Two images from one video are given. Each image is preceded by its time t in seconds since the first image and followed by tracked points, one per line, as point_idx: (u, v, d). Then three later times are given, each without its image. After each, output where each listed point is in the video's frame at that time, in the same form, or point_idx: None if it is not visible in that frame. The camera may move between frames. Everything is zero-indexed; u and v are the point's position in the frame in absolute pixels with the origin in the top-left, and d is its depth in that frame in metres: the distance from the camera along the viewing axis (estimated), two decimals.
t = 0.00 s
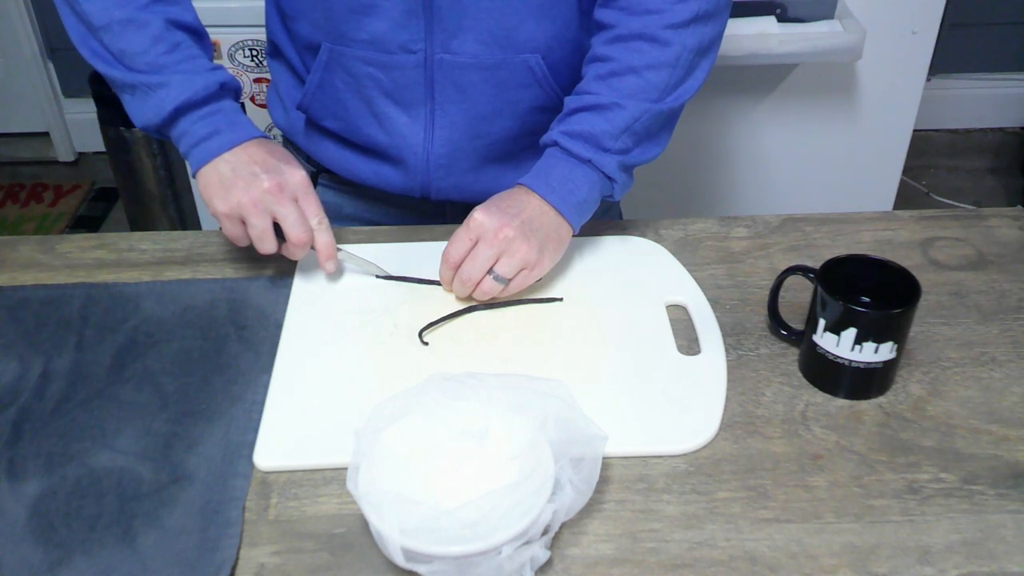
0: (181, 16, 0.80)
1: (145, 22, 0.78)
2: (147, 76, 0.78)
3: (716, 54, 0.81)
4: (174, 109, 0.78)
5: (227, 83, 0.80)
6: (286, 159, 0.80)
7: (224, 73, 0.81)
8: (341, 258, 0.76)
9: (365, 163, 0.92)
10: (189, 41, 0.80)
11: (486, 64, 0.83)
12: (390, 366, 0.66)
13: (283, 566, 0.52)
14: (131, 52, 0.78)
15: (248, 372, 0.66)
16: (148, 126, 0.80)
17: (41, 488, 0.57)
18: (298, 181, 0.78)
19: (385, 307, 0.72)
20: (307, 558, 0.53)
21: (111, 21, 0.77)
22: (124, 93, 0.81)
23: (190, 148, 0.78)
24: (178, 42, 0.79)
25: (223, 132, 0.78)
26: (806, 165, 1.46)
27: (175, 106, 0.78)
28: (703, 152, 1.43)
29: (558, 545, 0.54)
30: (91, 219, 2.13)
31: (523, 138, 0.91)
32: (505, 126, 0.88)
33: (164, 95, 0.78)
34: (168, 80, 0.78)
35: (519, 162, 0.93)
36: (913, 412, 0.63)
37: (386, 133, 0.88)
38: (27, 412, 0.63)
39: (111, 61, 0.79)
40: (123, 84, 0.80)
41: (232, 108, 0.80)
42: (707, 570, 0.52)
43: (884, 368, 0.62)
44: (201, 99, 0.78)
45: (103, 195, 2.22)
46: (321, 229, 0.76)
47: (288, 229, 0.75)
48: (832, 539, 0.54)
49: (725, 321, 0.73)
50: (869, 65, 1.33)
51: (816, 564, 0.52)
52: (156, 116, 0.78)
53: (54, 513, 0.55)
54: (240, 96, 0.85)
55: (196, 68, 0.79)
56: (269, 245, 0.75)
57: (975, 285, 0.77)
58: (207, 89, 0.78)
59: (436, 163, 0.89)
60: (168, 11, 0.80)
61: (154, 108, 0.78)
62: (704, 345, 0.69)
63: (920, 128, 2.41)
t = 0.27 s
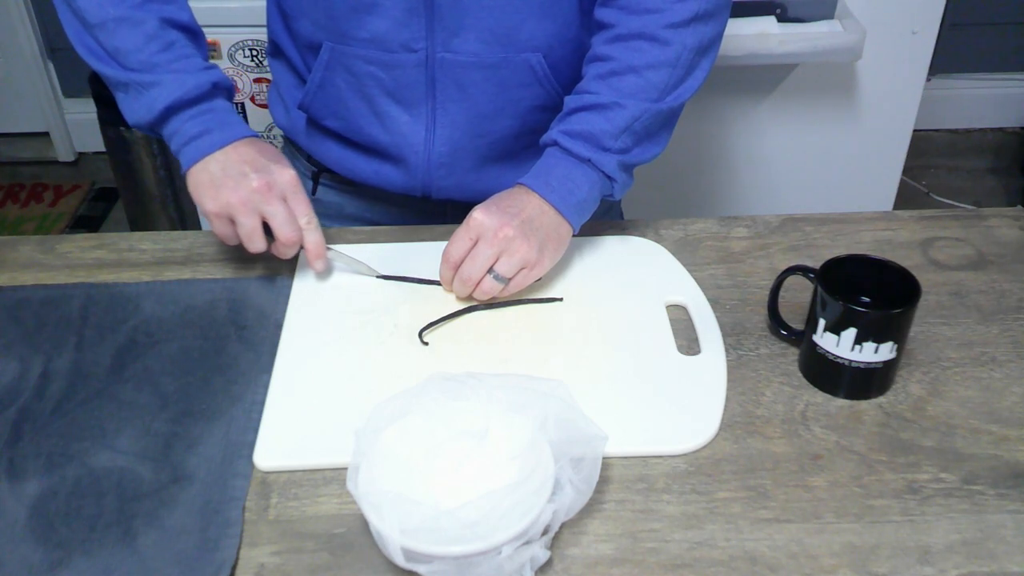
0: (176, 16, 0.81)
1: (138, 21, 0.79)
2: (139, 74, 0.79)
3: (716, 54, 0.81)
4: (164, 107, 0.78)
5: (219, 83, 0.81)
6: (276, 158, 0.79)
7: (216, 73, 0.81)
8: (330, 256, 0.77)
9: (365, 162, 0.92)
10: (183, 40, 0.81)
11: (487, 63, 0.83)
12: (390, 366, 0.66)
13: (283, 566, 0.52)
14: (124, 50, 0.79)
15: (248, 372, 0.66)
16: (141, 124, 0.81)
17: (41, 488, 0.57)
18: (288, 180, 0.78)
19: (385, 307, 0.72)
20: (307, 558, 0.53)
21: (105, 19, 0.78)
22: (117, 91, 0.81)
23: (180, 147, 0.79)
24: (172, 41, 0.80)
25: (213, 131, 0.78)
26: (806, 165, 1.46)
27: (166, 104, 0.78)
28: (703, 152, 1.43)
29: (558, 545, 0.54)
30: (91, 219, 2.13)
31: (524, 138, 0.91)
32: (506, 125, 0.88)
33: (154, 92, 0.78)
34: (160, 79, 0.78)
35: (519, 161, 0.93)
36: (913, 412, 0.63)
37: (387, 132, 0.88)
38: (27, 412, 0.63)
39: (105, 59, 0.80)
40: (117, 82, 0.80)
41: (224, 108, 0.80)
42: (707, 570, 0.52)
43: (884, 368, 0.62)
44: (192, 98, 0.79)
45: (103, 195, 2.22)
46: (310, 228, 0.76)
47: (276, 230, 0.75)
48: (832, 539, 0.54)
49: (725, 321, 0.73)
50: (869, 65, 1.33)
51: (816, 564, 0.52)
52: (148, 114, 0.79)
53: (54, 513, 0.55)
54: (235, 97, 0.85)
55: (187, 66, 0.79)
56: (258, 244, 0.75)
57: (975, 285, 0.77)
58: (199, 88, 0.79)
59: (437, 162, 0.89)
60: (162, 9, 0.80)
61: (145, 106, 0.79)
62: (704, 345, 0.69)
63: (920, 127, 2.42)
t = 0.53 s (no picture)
0: (166, 9, 0.81)
1: (127, 14, 0.79)
2: (127, 67, 0.79)
3: (716, 54, 0.81)
4: (150, 101, 0.79)
5: (206, 76, 0.81)
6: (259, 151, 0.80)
7: (204, 66, 0.81)
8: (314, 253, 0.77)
9: (367, 161, 0.91)
10: (171, 34, 0.81)
11: (489, 61, 0.84)
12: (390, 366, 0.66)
13: (283, 566, 0.52)
14: (113, 43, 0.79)
15: (248, 372, 0.66)
16: (129, 116, 0.82)
17: (40, 488, 0.57)
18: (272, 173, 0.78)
19: (385, 307, 0.72)
20: (306, 558, 0.53)
21: (94, 11, 0.79)
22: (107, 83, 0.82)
23: (166, 140, 0.79)
24: (160, 34, 0.80)
25: (198, 125, 0.79)
26: (806, 165, 1.46)
27: (152, 97, 0.79)
28: (703, 151, 1.43)
29: (558, 545, 0.54)
30: (90, 219, 2.13)
31: (525, 137, 0.91)
32: (507, 123, 0.88)
33: (141, 86, 0.79)
34: (146, 72, 0.79)
35: (520, 160, 0.93)
36: (913, 412, 0.63)
37: (388, 131, 0.88)
38: (27, 412, 0.63)
39: (94, 49, 0.81)
40: (105, 74, 0.81)
41: (210, 102, 0.81)
42: (707, 570, 0.52)
43: (884, 368, 0.62)
44: (178, 92, 0.79)
45: (103, 195, 2.21)
46: (292, 223, 0.76)
47: (258, 224, 0.75)
48: (832, 539, 0.54)
49: (725, 321, 0.73)
50: (869, 65, 1.33)
51: (816, 564, 0.52)
52: (134, 107, 0.79)
53: (54, 513, 0.55)
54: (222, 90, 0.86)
55: (175, 60, 0.80)
56: (239, 238, 0.76)
57: (975, 285, 0.77)
58: (184, 82, 0.79)
59: (439, 160, 0.89)
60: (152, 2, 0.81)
61: (131, 98, 0.80)
62: (704, 345, 0.69)
63: (920, 127, 2.41)
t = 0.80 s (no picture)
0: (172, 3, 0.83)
1: (134, 10, 0.82)
2: (139, 64, 0.84)
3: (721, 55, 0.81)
4: (158, 100, 0.84)
5: (202, 70, 0.83)
6: (247, 139, 0.81)
7: (205, 59, 0.83)
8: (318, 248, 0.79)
9: (372, 161, 0.92)
10: (178, 25, 0.83)
11: (496, 63, 0.84)
12: (390, 366, 0.66)
13: (283, 566, 0.52)
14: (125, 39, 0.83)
15: (248, 372, 0.66)
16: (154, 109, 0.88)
17: (40, 489, 0.57)
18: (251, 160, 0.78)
19: (385, 307, 0.72)
20: (307, 557, 0.53)
21: (107, 9, 0.82)
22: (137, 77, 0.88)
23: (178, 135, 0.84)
24: (164, 30, 0.82)
25: (196, 120, 0.82)
26: (806, 165, 1.46)
27: (158, 97, 0.83)
28: (704, 151, 1.43)
29: (558, 545, 0.53)
30: (90, 219, 2.13)
31: (528, 138, 0.91)
32: (512, 125, 0.88)
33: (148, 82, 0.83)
34: (151, 71, 0.83)
35: (523, 161, 0.93)
36: (913, 412, 0.63)
37: (393, 132, 0.88)
38: (27, 412, 0.63)
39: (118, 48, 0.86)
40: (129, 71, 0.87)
41: (210, 94, 0.83)
42: (707, 570, 0.52)
43: (884, 368, 0.62)
44: (179, 89, 0.82)
45: (102, 195, 2.21)
46: (258, 208, 0.75)
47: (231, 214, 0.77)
48: (832, 539, 0.54)
49: (725, 321, 0.73)
50: (869, 65, 1.33)
51: (816, 564, 0.52)
52: (149, 105, 0.85)
53: (54, 513, 0.55)
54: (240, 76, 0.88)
55: (175, 56, 0.82)
56: (222, 228, 0.77)
57: (975, 285, 0.77)
58: (182, 79, 0.82)
59: (444, 161, 0.89)
60: None
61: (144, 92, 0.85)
62: (704, 345, 0.69)
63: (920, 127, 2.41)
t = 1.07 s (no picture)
0: (220, 26, 0.84)
1: (183, 36, 0.84)
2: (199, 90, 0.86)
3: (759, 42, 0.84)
4: (213, 125, 0.86)
5: (241, 91, 0.82)
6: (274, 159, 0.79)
7: (245, 79, 0.83)
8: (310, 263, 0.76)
9: (377, 160, 0.92)
10: (226, 46, 0.84)
11: (502, 64, 0.83)
12: (390, 366, 0.66)
13: (283, 566, 0.52)
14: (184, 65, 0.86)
15: (248, 372, 0.66)
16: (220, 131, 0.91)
17: (40, 488, 0.57)
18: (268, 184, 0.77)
19: (385, 307, 0.72)
20: (307, 558, 0.53)
21: (166, 37, 0.85)
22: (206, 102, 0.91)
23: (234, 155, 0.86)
24: (213, 53, 0.83)
25: (239, 141, 0.82)
26: (806, 165, 1.46)
27: (213, 122, 0.85)
28: (704, 151, 1.43)
29: (558, 545, 0.54)
30: (90, 219, 2.13)
31: (534, 140, 0.91)
32: (517, 126, 0.88)
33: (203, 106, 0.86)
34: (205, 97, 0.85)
35: (528, 163, 0.93)
36: (913, 412, 0.63)
37: (400, 131, 0.88)
38: (27, 412, 0.63)
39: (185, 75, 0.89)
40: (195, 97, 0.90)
41: (255, 113, 0.83)
42: (707, 570, 0.52)
43: (884, 368, 0.62)
44: (229, 112, 0.84)
45: (102, 195, 2.21)
46: (269, 232, 0.75)
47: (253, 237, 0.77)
48: (832, 539, 0.54)
49: (725, 321, 0.73)
50: (869, 65, 1.33)
51: (816, 564, 0.52)
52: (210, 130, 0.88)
53: (54, 513, 0.55)
54: (289, 90, 0.87)
55: (218, 80, 0.83)
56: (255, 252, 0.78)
57: (975, 285, 0.77)
58: (228, 102, 0.83)
59: (449, 161, 0.89)
60: (209, 19, 0.84)
61: (202, 115, 0.87)
62: (704, 345, 0.69)
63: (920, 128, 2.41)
